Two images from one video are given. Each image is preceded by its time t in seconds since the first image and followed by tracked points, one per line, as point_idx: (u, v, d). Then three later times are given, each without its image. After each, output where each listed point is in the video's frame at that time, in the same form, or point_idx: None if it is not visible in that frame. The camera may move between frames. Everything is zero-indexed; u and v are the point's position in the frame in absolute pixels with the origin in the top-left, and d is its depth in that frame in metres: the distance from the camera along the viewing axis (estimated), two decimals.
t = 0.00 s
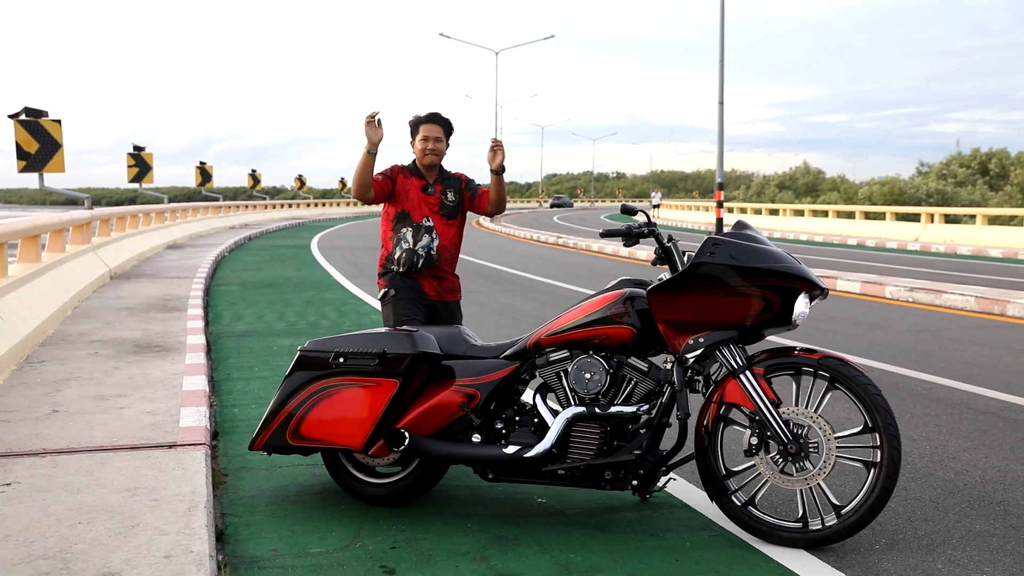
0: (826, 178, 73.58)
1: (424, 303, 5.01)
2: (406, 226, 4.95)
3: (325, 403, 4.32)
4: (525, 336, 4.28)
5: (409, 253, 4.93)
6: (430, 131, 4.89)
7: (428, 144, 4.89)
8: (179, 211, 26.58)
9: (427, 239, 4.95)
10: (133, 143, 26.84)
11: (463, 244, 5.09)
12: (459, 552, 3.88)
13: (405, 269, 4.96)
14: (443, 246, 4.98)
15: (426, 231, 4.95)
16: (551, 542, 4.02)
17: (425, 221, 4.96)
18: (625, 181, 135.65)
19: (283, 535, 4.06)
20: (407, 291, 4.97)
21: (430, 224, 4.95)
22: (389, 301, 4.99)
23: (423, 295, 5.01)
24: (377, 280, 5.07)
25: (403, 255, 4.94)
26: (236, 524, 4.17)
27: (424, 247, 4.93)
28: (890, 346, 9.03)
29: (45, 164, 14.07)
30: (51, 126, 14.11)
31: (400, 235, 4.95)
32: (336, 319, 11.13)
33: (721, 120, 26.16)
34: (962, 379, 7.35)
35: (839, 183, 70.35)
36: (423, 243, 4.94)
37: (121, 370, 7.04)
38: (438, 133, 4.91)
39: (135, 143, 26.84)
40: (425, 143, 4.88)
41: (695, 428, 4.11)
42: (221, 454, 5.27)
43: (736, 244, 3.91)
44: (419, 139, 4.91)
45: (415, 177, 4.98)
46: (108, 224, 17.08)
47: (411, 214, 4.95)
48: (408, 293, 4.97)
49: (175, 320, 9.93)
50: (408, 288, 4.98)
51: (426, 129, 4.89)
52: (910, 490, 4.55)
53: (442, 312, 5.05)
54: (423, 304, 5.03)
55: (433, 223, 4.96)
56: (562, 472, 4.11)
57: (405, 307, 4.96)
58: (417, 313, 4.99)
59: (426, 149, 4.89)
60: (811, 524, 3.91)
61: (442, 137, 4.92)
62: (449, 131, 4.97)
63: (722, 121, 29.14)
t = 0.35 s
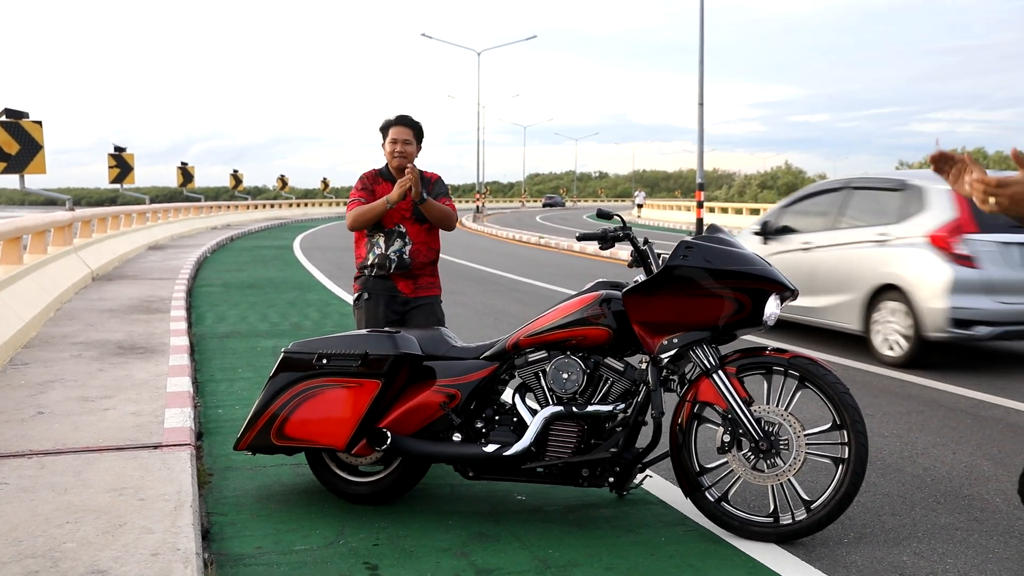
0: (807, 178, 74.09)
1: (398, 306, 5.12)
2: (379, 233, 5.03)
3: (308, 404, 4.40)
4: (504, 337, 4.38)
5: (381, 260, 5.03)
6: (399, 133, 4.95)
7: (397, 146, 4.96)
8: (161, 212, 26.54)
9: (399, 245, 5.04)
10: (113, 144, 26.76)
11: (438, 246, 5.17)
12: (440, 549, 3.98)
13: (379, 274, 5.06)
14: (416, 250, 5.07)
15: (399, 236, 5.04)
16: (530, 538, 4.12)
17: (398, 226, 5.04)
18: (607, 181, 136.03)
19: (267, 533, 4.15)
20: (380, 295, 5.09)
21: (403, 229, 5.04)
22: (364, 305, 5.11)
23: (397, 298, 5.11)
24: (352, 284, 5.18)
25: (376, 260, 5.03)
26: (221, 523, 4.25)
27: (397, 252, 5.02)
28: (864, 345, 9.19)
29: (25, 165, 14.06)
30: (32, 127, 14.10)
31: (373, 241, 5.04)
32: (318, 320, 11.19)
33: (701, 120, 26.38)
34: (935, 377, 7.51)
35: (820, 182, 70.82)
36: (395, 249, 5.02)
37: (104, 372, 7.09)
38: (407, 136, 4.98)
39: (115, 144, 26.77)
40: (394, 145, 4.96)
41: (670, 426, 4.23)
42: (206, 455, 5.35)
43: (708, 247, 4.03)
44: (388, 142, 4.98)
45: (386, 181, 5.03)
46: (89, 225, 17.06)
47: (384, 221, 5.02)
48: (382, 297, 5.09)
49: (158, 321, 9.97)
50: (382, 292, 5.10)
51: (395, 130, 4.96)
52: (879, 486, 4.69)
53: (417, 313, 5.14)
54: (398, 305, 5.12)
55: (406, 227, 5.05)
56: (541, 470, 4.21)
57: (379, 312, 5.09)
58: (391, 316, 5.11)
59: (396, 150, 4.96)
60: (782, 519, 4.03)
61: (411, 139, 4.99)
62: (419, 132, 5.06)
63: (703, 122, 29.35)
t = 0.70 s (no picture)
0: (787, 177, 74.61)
1: (392, 315, 5.22)
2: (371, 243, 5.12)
3: (294, 404, 4.49)
4: (486, 338, 4.48)
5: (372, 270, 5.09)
6: (393, 140, 5.10)
7: (390, 152, 5.08)
8: (141, 213, 26.47)
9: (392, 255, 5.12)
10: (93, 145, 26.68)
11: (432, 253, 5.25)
12: (424, 545, 4.08)
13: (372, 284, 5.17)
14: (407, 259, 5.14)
15: (391, 246, 5.10)
16: (511, 533, 4.22)
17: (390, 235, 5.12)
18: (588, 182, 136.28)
19: (254, 530, 4.23)
20: (374, 304, 5.20)
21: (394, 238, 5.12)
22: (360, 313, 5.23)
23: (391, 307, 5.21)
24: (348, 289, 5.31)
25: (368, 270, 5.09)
26: (208, 521, 4.33)
27: (388, 263, 5.08)
28: (840, 344, 9.35)
29: (5, 167, 14.04)
30: (12, 129, 14.08)
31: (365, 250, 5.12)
32: (301, 321, 11.25)
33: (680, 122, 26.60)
34: (908, 375, 7.66)
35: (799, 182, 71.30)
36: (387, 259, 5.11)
37: (89, 374, 7.14)
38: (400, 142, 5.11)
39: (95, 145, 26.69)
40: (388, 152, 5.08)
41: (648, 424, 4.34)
42: (192, 455, 5.42)
43: (683, 250, 4.14)
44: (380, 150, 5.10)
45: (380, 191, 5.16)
46: (70, 227, 17.02)
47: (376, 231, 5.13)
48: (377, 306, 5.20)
49: (141, 323, 10.00)
50: (376, 299, 5.21)
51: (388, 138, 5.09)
52: (850, 481, 4.82)
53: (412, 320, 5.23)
54: (393, 310, 5.22)
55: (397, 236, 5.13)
56: (521, 467, 4.31)
57: (374, 317, 5.22)
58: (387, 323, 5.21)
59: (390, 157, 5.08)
60: (755, 513, 4.15)
61: (404, 144, 5.11)
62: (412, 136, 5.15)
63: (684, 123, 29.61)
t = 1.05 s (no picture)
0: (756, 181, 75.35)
1: (411, 319, 5.38)
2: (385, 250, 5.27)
3: (272, 405, 4.60)
4: (460, 341, 4.62)
5: (388, 276, 5.27)
6: (409, 146, 5.19)
7: (405, 157, 5.18)
8: (110, 214, 26.31)
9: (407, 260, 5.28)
10: (61, 146, 26.50)
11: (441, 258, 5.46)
12: (399, 541, 4.21)
13: (388, 289, 5.31)
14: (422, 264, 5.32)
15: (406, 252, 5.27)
16: (484, 530, 4.37)
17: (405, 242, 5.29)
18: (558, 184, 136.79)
19: (233, 528, 4.34)
20: (393, 309, 5.34)
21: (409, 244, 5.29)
22: (378, 319, 5.35)
23: (409, 311, 5.36)
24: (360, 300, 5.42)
25: (385, 277, 5.27)
26: (188, 520, 4.43)
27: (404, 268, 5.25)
28: (804, 346, 9.59)
29: None
30: None
31: (379, 258, 5.28)
32: (274, 323, 11.32)
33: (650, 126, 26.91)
34: (868, 377, 7.90)
35: (767, 186, 72.09)
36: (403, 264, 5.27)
37: (63, 376, 7.19)
38: (416, 147, 5.22)
39: (63, 146, 26.50)
40: (404, 157, 5.17)
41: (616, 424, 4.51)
42: (169, 455, 5.51)
43: (651, 257, 4.30)
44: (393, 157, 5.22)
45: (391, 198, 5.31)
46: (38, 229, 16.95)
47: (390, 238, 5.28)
48: (395, 311, 5.34)
49: (114, 326, 10.03)
50: (394, 307, 5.35)
51: (405, 143, 5.19)
52: (809, 478, 5.02)
53: (431, 323, 5.40)
54: (411, 318, 5.38)
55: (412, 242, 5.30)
56: (494, 466, 4.45)
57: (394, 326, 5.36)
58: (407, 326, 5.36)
59: (405, 162, 5.19)
60: (718, 509, 4.33)
61: (420, 150, 5.23)
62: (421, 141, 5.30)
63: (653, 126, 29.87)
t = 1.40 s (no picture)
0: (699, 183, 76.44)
1: (392, 314, 5.61)
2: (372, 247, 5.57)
3: (232, 402, 4.72)
4: (415, 338, 4.78)
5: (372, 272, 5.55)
6: (397, 145, 5.43)
7: (395, 156, 5.43)
8: (50, 216, 25.87)
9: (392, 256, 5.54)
10: None
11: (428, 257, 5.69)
12: (358, 532, 4.35)
13: (372, 283, 5.58)
14: (405, 262, 5.56)
15: (391, 249, 5.54)
16: (440, 520, 4.53)
17: (390, 240, 5.56)
18: (504, 185, 137.09)
19: (195, 523, 4.45)
20: (375, 304, 5.60)
21: (394, 242, 5.55)
22: (362, 313, 5.62)
23: (392, 306, 5.60)
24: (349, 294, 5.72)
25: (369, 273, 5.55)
26: (149, 515, 4.52)
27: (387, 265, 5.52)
28: (745, 344, 9.90)
29: None
30: None
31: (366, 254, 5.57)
32: (223, 324, 11.33)
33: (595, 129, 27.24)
34: (806, 372, 8.22)
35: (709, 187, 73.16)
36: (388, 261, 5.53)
37: (14, 377, 7.18)
38: (405, 147, 5.47)
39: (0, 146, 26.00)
40: (391, 156, 5.43)
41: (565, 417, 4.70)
42: (126, 454, 5.58)
43: (599, 256, 4.49)
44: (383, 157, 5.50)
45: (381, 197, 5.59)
46: None
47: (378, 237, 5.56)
48: (377, 305, 5.59)
49: (61, 328, 9.98)
50: (377, 302, 5.61)
51: (392, 143, 5.45)
52: (749, 468, 5.28)
53: (411, 318, 5.61)
54: (392, 312, 5.61)
55: (397, 240, 5.56)
56: (449, 458, 4.62)
57: (376, 319, 5.60)
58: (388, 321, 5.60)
59: (393, 161, 5.44)
60: (663, 496, 4.54)
61: (409, 149, 5.45)
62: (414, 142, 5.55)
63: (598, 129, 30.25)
